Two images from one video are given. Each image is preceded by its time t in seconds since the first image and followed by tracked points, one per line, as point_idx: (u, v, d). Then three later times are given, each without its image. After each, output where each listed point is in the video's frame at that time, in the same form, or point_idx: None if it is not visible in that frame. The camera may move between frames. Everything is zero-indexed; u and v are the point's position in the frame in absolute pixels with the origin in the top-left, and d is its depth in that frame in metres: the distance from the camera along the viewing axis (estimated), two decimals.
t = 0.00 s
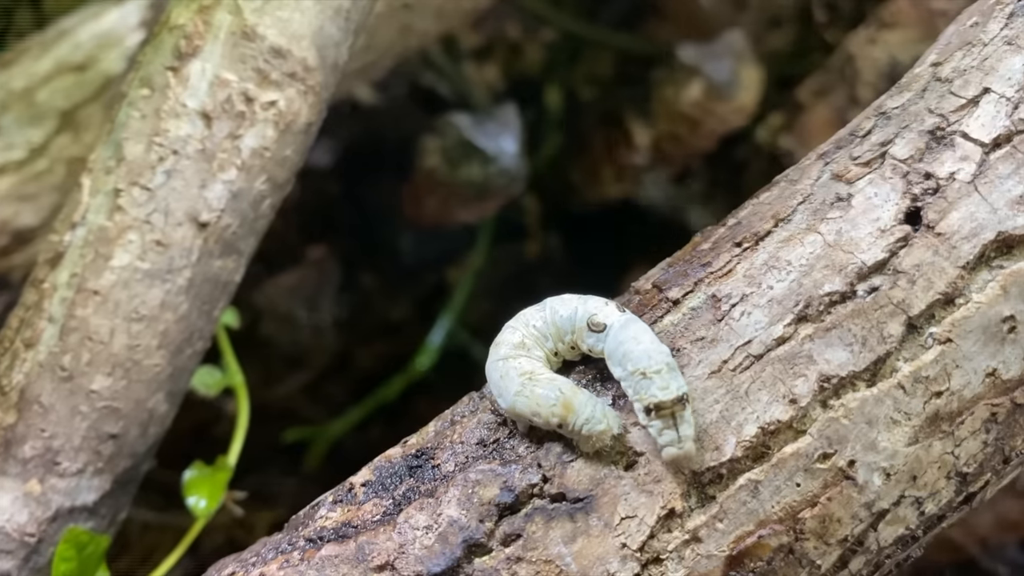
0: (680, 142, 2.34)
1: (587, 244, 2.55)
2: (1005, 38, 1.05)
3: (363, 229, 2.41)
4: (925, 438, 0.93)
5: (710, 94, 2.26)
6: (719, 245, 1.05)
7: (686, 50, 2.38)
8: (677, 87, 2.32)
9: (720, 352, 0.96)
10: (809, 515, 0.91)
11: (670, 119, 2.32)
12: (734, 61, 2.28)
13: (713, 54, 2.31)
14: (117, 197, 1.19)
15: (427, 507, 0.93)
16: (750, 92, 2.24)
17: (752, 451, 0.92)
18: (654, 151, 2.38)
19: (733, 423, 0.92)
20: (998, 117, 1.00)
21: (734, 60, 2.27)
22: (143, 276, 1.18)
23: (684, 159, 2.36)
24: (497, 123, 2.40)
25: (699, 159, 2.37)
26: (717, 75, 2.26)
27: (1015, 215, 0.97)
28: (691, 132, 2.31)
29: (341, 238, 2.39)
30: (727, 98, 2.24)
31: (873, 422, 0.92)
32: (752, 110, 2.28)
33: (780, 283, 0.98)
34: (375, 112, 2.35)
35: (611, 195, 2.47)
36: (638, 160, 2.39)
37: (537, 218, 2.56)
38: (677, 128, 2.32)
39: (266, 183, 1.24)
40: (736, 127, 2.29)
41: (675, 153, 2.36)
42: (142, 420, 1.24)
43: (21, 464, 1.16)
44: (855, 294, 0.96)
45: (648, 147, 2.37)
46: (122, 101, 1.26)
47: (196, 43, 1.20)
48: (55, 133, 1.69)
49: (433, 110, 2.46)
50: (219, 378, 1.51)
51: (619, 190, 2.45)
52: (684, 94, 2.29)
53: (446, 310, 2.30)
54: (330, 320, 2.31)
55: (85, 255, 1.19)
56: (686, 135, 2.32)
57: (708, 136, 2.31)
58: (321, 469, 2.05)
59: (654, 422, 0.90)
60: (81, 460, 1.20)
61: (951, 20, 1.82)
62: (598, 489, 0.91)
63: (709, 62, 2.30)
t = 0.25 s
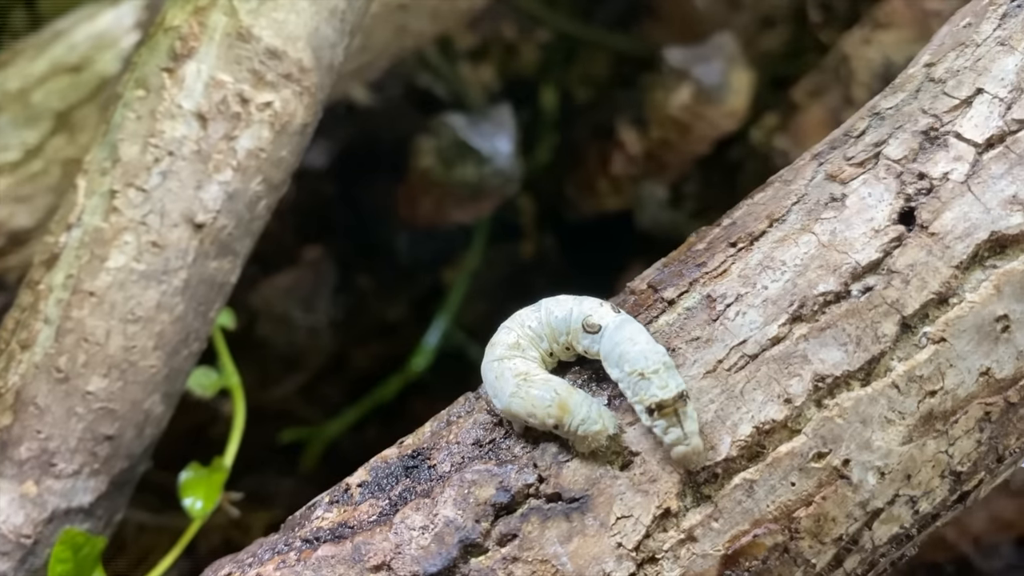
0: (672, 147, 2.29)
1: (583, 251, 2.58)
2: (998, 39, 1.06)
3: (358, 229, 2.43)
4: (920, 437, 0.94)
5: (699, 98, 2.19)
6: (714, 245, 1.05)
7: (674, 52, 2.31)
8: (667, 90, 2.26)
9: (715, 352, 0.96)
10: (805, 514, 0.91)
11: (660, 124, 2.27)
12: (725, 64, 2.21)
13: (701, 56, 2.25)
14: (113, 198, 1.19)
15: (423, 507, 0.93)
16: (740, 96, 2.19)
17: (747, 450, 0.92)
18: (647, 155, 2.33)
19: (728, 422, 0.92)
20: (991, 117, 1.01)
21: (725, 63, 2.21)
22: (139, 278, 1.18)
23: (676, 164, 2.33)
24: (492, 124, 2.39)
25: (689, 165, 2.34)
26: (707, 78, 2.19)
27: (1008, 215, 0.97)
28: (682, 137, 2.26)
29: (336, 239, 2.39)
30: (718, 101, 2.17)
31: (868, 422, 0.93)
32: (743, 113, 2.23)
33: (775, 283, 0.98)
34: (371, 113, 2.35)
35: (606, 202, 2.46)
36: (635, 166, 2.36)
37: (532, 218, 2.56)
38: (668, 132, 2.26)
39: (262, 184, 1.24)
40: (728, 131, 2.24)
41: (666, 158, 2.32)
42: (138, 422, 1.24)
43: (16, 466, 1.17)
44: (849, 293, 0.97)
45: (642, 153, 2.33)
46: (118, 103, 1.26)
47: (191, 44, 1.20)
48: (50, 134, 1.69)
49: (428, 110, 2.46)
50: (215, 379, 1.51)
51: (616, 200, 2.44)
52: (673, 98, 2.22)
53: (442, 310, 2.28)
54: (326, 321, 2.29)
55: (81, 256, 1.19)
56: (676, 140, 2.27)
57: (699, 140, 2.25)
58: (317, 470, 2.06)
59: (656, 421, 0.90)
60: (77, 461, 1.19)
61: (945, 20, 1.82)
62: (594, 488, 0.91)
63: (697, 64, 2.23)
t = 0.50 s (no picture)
0: (664, 149, 2.30)
1: (577, 254, 2.56)
2: (989, 41, 1.06)
3: (353, 231, 2.44)
4: (912, 438, 0.94)
5: (691, 99, 2.21)
6: (705, 247, 1.06)
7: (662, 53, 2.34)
8: (658, 92, 2.28)
9: (707, 353, 0.96)
10: (798, 516, 0.91)
11: (653, 127, 2.28)
12: (716, 65, 2.24)
13: (691, 58, 2.27)
14: (104, 201, 1.19)
15: (416, 510, 0.93)
16: (731, 98, 2.22)
17: (740, 452, 0.92)
18: (642, 158, 2.34)
19: (721, 424, 0.92)
20: (982, 119, 1.01)
21: (716, 64, 2.23)
22: (131, 281, 1.17)
23: (669, 165, 2.33)
24: (484, 125, 2.40)
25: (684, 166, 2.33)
26: (698, 80, 2.22)
27: (999, 216, 0.97)
28: (674, 138, 2.27)
29: (330, 241, 2.40)
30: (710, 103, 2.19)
31: (860, 423, 0.93)
32: (734, 115, 2.25)
33: (767, 285, 0.98)
34: (366, 115, 2.35)
35: (604, 205, 2.44)
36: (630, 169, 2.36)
37: (526, 219, 2.55)
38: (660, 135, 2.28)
39: (254, 187, 1.23)
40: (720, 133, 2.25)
41: (660, 160, 2.32)
42: (131, 425, 1.23)
43: (7, 470, 1.15)
44: (841, 295, 0.97)
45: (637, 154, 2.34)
46: (109, 106, 1.26)
47: (183, 47, 1.20)
48: (41, 137, 1.68)
49: (420, 111, 2.46)
50: (207, 382, 1.50)
51: (614, 203, 2.42)
52: (664, 100, 2.25)
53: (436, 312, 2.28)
54: (319, 323, 2.30)
55: (72, 259, 1.19)
56: (669, 141, 2.28)
57: (692, 142, 2.27)
58: (309, 473, 2.05)
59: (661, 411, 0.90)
60: (68, 465, 1.19)
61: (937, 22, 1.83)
62: (587, 490, 0.91)
63: (688, 66, 2.25)
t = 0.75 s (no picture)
0: (644, 161, 2.34)
1: (569, 254, 2.56)
2: (977, 42, 1.07)
3: (344, 233, 2.44)
4: (902, 437, 0.94)
5: (666, 111, 2.25)
6: (697, 247, 1.06)
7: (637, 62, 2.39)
8: (633, 104, 2.32)
9: (697, 354, 0.97)
10: (789, 515, 0.92)
11: (631, 138, 2.33)
12: (691, 74, 2.27)
13: (665, 69, 2.31)
14: (97, 203, 1.19)
15: (408, 510, 0.93)
16: (707, 107, 2.26)
17: (731, 451, 0.92)
18: (626, 167, 2.38)
19: (712, 423, 0.93)
20: (971, 119, 1.01)
21: (691, 73, 2.27)
22: (123, 282, 1.17)
23: (655, 175, 2.37)
24: (477, 127, 2.38)
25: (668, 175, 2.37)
26: (673, 90, 2.25)
27: (988, 216, 0.97)
28: (652, 149, 2.31)
29: (321, 242, 2.40)
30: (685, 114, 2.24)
31: (851, 422, 0.93)
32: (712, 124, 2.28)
33: (757, 284, 0.98)
34: (357, 117, 2.35)
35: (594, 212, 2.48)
36: (614, 179, 2.42)
37: (519, 219, 2.53)
38: (638, 147, 2.32)
39: (246, 188, 1.23)
40: (698, 143, 2.29)
41: (643, 170, 2.36)
42: (123, 426, 1.23)
43: None
44: (831, 294, 0.97)
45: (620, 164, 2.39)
46: (101, 107, 1.26)
47: (175, 48, 1.20)
48: (33, 139, 1.68)
49: (412, 112, 2.47)
50: (200, 384, 1.50)
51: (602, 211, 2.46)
52: (639, 112, 2.30)
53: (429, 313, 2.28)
54: (311, 325, 2.31)
55: (65, 261, 1.19)
56: (647, 153, 2.32)
57: (671, 154, 2.32)
58: (300, 475, 2.05)
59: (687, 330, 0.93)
60: (61, 467, 1.18)
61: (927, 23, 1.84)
62: (579, 490, 0.91)
63: (662, 76, 2.28)
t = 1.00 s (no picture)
0: (636, 162, 2.35)
1: (560, 251, 2.49)
2: (962, 43, 1.07)
3: (336, 235, 2.43)
4: (888, 437, 0.95)
5: (654, 111, 2.26)
6: (683, 248, 1.07)
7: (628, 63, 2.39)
8: (622, 105, 2.33)
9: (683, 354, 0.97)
10: (775, 514, 0.92)
11: (621, 140, 2.34)
12: (680, 74, 2.28)
13: (654, 68, 2.32)
14: (85, 205, 1.19)
15: (396, 512, 0.94)
16: (696, 107, 2.27)
17: (717, 451, 0.93)
18: (620, 167, 2.39)
19: (698, 423, 0.93)
20: (955, 120, 1.02)
21: (680, 73, 2.28)
22: (112, 284, 1.17)
23: (650, 175, 2.37)
24: (467, 128, 2.41)
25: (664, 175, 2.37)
26: (661, 90, 2.26)
27: (973, 216, 0.98)
28: (642, 151, 2.32)
29: (312, 244, 2.40)
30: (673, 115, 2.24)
31: (836, 422, 0.94)
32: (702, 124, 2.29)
33: (743, 285, 0.99)
34: (347, 118, 2.40)
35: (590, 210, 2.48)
36: (612, 178, 2.43)
37: (510, 220, 2.51)
38: (627, 148, 2.34)
39: (234, 190, 1.24)
40: (690, 145, 2.30)
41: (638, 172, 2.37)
42: (113, 429, 1.23)
43: None
44: (817, 295, 0.98)
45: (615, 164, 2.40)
46: (89, 110, 1.26)
47: (163, 50, 1.20)
48: (22, 141, 1.68)
49: (402, 113, 2.50)
50: (190, 386, 1.50)
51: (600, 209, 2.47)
52: (627, 114, 2.31)
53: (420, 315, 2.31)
54: (301, 327, 2.31)
55: (53, 263, 1.19)
56: (638, 155, 2.33)
57: (663, 156, 2.32)
58: (292, 478, 2.03)
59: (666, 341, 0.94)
60: (49, 470, 1.17)
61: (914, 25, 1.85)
62: (566, 490, 0.92)
63: (650, 76, 2.29)
